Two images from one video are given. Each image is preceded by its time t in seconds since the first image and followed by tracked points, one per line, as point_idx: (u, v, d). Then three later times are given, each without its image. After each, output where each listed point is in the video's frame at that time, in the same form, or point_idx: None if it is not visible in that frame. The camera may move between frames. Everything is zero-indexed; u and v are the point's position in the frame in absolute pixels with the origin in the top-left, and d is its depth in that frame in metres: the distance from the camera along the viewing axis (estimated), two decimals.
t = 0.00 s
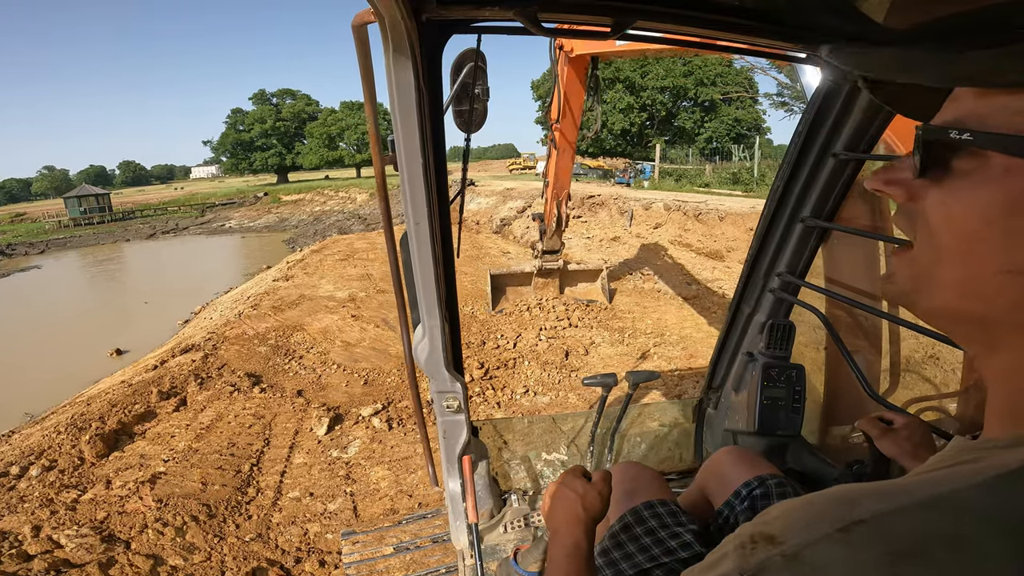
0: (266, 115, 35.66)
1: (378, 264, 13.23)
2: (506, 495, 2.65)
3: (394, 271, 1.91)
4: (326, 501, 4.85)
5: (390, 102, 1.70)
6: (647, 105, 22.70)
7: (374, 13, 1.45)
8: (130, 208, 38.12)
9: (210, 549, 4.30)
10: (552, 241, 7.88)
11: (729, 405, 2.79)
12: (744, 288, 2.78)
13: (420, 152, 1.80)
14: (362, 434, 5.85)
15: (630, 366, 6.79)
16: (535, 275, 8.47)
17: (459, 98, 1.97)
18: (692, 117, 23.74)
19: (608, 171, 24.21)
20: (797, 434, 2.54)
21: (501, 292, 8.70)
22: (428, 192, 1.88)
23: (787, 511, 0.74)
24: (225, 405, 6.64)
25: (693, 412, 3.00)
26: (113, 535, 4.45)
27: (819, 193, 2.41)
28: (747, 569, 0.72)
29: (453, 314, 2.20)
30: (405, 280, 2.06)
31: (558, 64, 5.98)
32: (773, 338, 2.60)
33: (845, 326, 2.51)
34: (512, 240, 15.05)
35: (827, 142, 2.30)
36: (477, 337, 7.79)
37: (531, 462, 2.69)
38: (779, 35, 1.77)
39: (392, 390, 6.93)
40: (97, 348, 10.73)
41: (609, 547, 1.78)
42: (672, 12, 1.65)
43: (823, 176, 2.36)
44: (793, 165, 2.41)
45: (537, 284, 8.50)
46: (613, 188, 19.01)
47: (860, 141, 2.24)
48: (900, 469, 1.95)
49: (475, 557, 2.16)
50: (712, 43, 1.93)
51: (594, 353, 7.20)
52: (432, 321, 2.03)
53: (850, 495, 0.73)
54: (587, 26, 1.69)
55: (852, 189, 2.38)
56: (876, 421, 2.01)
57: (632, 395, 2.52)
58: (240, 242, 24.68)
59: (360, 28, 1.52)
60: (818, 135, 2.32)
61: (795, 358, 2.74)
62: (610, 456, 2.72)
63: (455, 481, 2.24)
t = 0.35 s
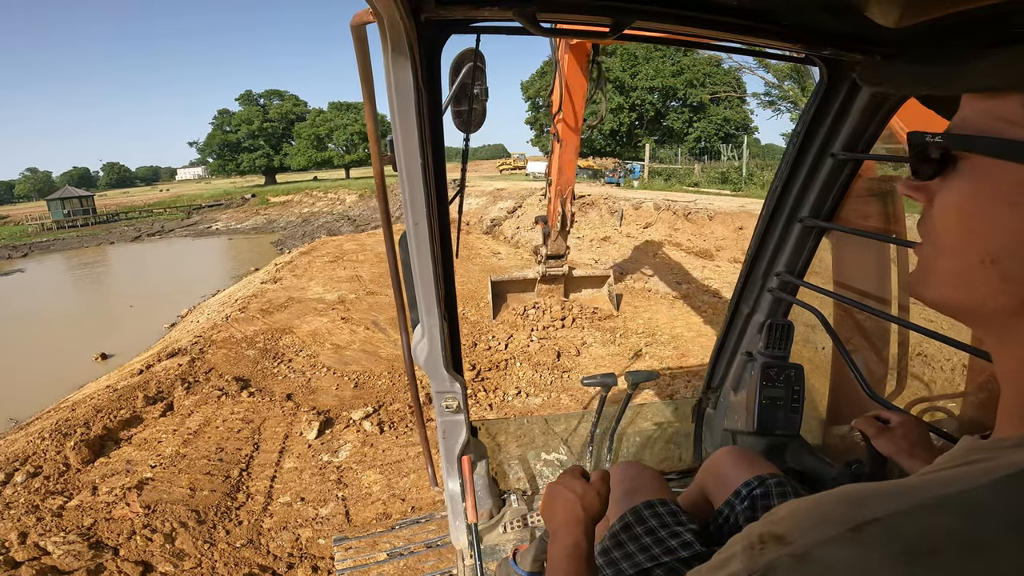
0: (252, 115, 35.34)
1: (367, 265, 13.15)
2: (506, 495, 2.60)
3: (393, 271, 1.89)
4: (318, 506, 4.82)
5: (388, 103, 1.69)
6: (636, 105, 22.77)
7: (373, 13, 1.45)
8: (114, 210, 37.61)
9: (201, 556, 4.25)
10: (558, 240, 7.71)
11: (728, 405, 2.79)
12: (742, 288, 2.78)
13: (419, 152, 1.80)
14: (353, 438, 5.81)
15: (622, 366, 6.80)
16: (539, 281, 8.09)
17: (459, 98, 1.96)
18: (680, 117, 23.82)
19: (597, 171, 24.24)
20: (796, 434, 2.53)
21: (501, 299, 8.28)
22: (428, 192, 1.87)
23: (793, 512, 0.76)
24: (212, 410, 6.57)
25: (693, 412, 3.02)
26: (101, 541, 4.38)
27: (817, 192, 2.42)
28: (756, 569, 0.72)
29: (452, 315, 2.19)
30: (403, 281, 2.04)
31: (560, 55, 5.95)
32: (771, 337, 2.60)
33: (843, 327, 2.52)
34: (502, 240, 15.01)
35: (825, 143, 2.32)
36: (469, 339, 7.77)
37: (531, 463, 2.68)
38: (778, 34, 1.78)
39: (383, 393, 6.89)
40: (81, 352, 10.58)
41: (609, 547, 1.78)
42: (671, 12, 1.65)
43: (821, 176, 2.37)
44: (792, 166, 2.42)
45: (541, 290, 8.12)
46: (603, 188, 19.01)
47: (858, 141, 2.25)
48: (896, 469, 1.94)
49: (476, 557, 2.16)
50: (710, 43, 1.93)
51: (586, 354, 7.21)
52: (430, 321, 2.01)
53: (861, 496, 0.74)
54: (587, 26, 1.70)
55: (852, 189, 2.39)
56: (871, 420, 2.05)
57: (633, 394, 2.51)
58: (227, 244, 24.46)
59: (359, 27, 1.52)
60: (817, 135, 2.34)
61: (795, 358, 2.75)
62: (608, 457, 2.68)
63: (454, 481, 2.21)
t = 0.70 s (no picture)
0: (236, 116, 34.92)
1: (354, 267, 13.04)
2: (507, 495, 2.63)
3: (394, 271, 1.87)
4: (307, 512, 4.76)
5: (389, 103, 1.68)
6: (624, 105, 22.71)
7: (374, 13, 1.46)
8: (94, 213, 36.97)
9: (189, 564, 4.19)
10: (566, 241, 7.51)
11: (729, 405, 2.80)
12: (743, 288, 2.79)
13: (420, 151, 1.78)
14: (342, 443, 5.76)
15: (612, 366, 6.82)
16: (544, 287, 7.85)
17: (458, 97, 1.94)
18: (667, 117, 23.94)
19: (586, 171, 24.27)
20: (796, 434, 2.53)
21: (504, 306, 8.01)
22: (428, 192, 1.86)
23: (795, 514, 0.75)
24: (196, 416, 6.46)
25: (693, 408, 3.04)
26: (86, 550, 4.29)
27: (818, 193, 2.43)
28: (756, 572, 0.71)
29: (453, 315, 2.17)
30: (403, 281, 2.02)
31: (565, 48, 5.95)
32: (772, 337, 2.61)
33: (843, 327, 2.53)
34: (490, 241, 14.99)
35: (827, 142, 2.32)
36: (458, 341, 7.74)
37: (529, 462, 2.72)
38: (780, 34, 1.79)
39: (372, 397, 6.84)
40: (63, 358, 10.39)
41: (609, 547, 1.77)
42: (673, 12, 1.65)
43: (821, 176, 2.38)
44: (792, 166, 2.43)
45: (547, 297, 7.88)
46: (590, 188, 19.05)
47: (859, 141, 2.26)
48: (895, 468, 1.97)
49: (476, 555, 2.13)
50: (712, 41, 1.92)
51: (577, 354, 7.22)
52: (431, 320, 1.99)
53: (864, 500, 0.73)
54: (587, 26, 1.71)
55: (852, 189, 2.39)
56: (870, 418, 2.08)
57: (632, 394, 2.51)
58: (211, 246, 24.15)
59: (359, 27, 1.53)
60: (817, 136, 2.34)
61: (795, 358, 2.76)
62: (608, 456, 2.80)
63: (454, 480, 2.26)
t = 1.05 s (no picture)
0: (217, 117, 34.47)
1: (339, 269, 12.94)
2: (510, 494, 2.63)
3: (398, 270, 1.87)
4: (294, 521, 4.69)
5: (393, 104, 1.66)
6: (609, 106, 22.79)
7: (378, 14, 1.46)
8: (69, 216, 36.21)
9: None
10: (578, 242, 7.40)
11: (732, 406, 2.80)
12: (747, 288, 2.80)
13: (423, 151, 1.78)
14: (328, 450, 5.70)
15: (601, 368, 6.84)
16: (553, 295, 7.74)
17: (462, 98, 1.92)
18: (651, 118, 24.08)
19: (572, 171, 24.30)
20: (801, 435, 2.52)
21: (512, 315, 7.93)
22: (432, 192, 1.84)
23: (794, 522, 0.73)
24: (178, 424, 6.35)
25: (697, 409, 3.04)
26: (66, 561, 4.19)
27: (822, 194, 2.43)
28: None
29: (457, 315, 2.15)
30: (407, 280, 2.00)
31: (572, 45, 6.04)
32: (776, 338, 2.61)
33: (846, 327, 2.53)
34: (477, 242, 14.95)
35: (832, 143, 2.33)
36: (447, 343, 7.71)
37: (532, 462, 2.72)
38: (783, 34, 1.81)
39: (358, 402, 6.78)
40: (40, 365, 10.15)
41: (611, 547, 1.76)
42: (676, 12, 1.67)
43: (826, 177, 2.39)
44: (797, 167, 2.44)
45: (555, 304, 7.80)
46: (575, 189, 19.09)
47: (864, 142, 2.27)
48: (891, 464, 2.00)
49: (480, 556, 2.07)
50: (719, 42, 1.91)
51: (565, 356, 7.22)
52: (435, 319, 1.98)
53: (863, 510, 0.71)
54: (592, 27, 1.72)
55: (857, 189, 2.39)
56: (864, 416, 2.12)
57: (635, 395, 2.50)
58: (192, 249, 23.78)
59: (364, 27, 1.55)
60: (822, 136, 2.35)
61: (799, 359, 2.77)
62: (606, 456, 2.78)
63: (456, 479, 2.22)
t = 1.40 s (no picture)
0: (194, 118, 33.92)
1: (322, 272, 12.81)
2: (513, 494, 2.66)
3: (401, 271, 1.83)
4: (279, 531, 4.61)
5: (397, 103, 1.64)
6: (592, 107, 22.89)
7: (382, 12, 1.45)
8: (40, 219, 35.34)
9: None
10: (589, 245, 7.04)
11: (736, 407, 2.80)
12: (751, 289, 2.81)
13: (427, 150, 1.75)
14: (312, 457, 5.63)
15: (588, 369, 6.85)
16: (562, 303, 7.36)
17: (466, 98, 1.90)
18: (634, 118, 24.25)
19: (556, 171, 24.36)
20: (804, 436, 2.52)
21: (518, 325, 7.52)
22: (436, 192, 1.81)
23: (781, 517, 0.73)
24: (155, 433, 6.22)
25: (701, 409, 3.05)
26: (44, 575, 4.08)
27: (827, 195, 2.45)
28: None
29: (460, 316, 2.12)
30: (410, 278, 1.98)
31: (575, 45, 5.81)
32: (780, 338, 2.59)
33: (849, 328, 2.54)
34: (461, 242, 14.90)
35: (837, 143, 2.34)
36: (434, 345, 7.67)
37: (535, 462, 2.72)
38: (787, 33, 1.83)
39: (342, 407, 6.71)
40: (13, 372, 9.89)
41: (614, 547, 1.75)
42: (680, 12, 1.69)
43: (831, 177, 2.40)
44: (802, 168, 2.46)
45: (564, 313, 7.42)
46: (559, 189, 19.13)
47: (868, 143, 2.28)
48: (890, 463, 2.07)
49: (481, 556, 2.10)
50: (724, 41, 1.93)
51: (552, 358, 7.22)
52: (438, 319, 1.95)
53: (849, 505, 0.71)
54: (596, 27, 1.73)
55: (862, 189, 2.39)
56: (859, 418, 2.21)
57: (638, 395, 2.49)
58: (169, 253, 23.33)
59: (366, 27, 1.53)
60: (827, 137, 2.36)
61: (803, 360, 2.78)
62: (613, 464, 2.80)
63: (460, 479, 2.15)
